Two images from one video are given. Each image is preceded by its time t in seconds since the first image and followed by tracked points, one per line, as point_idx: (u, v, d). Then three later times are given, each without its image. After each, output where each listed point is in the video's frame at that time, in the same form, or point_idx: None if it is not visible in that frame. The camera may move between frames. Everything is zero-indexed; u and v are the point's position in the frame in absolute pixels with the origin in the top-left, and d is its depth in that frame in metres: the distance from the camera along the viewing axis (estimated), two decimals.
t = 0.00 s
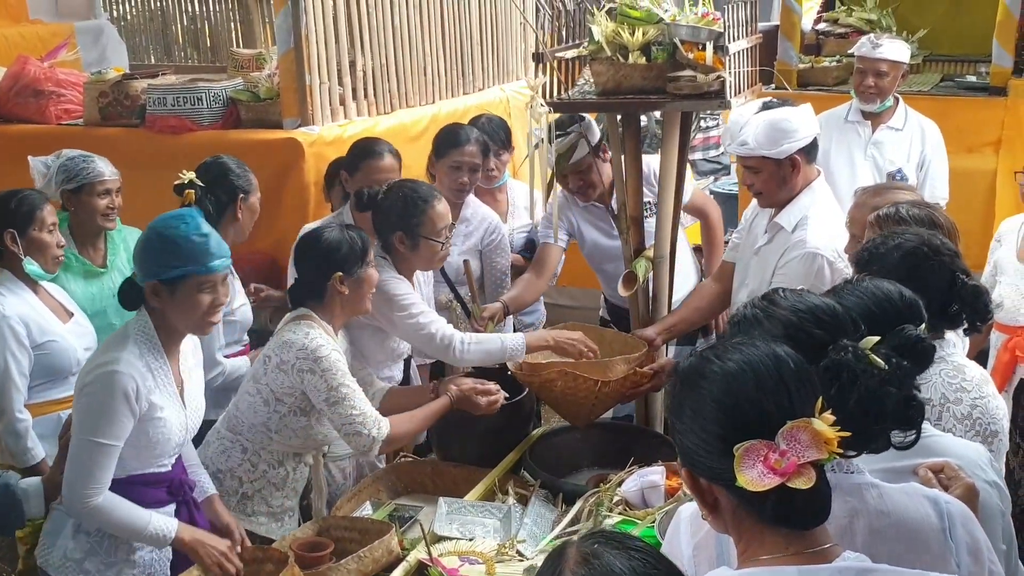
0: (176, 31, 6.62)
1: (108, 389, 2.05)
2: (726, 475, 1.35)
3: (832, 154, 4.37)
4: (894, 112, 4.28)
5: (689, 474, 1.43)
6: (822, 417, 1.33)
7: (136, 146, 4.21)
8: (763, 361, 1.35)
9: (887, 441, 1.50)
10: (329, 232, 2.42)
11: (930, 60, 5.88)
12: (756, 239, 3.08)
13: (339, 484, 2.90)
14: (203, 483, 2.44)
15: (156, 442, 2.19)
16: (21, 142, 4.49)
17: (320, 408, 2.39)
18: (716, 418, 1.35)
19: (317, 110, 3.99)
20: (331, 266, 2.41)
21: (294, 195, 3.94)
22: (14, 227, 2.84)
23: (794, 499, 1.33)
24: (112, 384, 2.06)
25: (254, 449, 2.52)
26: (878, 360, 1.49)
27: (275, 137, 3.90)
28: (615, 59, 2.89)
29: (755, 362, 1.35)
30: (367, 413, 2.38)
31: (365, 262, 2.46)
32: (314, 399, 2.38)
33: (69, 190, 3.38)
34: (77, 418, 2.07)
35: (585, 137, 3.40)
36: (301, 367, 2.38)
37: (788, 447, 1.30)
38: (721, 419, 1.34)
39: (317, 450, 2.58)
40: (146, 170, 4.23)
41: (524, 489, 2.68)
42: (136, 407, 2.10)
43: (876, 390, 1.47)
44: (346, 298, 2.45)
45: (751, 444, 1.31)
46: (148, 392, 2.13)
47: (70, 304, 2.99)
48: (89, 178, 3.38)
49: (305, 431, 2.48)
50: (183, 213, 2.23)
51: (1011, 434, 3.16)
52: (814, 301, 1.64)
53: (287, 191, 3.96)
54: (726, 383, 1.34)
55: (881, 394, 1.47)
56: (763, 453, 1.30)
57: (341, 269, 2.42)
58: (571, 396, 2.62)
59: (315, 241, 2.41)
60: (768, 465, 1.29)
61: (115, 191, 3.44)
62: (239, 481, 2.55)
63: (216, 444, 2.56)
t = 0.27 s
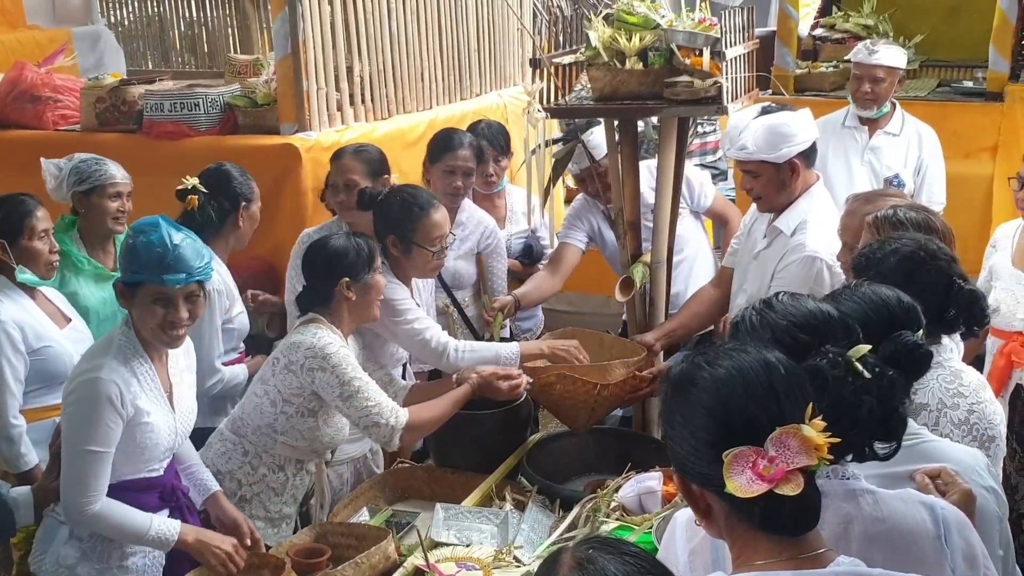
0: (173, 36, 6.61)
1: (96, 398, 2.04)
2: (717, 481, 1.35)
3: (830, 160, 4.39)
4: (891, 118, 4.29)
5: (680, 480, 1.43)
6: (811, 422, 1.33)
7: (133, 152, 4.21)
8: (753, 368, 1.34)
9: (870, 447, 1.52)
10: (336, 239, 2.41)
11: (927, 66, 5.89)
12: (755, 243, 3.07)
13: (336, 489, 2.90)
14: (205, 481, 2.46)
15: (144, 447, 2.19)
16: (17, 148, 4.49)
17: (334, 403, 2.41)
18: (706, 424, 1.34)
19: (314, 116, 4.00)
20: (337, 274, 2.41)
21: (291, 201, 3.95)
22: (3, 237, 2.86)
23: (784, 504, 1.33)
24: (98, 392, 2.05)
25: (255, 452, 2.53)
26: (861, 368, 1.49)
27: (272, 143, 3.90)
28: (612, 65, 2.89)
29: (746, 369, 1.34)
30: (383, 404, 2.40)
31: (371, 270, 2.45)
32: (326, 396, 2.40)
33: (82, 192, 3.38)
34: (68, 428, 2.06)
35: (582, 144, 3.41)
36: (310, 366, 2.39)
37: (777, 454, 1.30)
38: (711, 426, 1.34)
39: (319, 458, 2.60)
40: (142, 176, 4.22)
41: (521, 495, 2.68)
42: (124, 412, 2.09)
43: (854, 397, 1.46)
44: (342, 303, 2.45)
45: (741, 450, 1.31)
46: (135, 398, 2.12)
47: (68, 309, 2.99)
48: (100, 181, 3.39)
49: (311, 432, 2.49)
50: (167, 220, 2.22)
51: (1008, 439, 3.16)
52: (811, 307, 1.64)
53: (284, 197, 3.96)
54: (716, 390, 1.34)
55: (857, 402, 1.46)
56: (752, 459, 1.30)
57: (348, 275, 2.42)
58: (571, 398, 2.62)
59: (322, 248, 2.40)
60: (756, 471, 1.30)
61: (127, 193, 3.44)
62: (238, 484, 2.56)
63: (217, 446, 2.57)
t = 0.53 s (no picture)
0: (172, 42, 6.60)
1: (87, 411, 2.03)
2: (709, 488, 1.35)
3: (829, 166, 4.38)
4: (890, 124, 4.30)
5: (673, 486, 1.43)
6: (800, 432, 1.32)
7: (132, 158, 4.21)
8: (743, 375, 1.34)
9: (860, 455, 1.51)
10: (337, 248, 2.41)
11: (925, 72, 5.90)
12: (755, 248, 3.07)
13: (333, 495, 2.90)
14: (202, 478, 2.46)
15: (137, 459, 2.18)
16: (15, 154, 4.49)
17: (354, 406, 2.41)
18: (697, 431, 1.35)
19: (312, 122, 4.00)
20: (343, 283, 2.41)
21: (289, 207, 3.95)
22: None
23: (776, 509, 1.33)
24: (88, 405, 2.04)
25: (259, 463, 2.54)
26: (849, 376, 1.49)
27: (271, 149, 3.90)
28: (611, 71, 2.88)
29: (735, 377, 1.34)
30: (408, 398, 2.41)
31: (376, 282, 2.46)
32: (345, 400, 2.40)
33: (99, 198, 3.37)
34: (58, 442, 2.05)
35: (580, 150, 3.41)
36: (324, 372, 2.39)
37: (765, 462, 1.30)
38: (701, 435, 1.34)
39: (322, 467, 2.61)
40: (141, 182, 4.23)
41: (519, 501, 2.68)
42: (116, 424, 2.08)
43: (835, 406, 1.46)
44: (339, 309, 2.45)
45: (728, 459, 1.31)
46: (126, 409, 2.11)
47: (67, 314, 2.99)
48: (117, 186, 3.37)
49: (322, 440, 2.51)
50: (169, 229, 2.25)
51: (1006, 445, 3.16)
52: (808, 313, 1.64)
53: (282, 204, 3.96)
54: (705, 398, 1.34)
55: (838, 408, 1.46)
56: (739, 467, 1.31)
57: (353, 285, 2.42)
58: (569, 403, 2.61)
59: (324, 258, 2.40)
60: (743, 480, 1.30)
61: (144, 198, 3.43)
62: (242, 494, 2.57)
63: (221, 456, 2.59)
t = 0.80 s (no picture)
0: (173, 44, 6.60)
1: (81, 420, 2.03)
2: (707, 490, 1.34)
3: (830, 170, 4.38)
4: (891, 128, 4.30)
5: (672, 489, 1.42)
6: (799, 435, 1.32)
7: (132, 160, 4.22)
8: (741, 379, 1.34)
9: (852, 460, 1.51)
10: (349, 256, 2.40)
11: (925, 76, 5.90)
12: (755, 252, 3.07)
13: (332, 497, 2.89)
14: (197, 481, 2.46)
15: (134, 465, 2.18)
16: (16, 156, 4.49)
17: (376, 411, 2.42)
18: (696, 432, 1.35)
19: (313, 125, 4.01)
20: (354, 292, 2.40)
21: (289, 209, 3.95)
22: None
23: (774, 512, 1.32)
24: (82, 414, 2.04)
25: (270, 470, 2.55)
26: (836, 383, 1.49)
27: (271, 151, 3.90)
28: (611, 75, 2.89)
29: (733, 380, 1.34)
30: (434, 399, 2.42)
31: (387, 288, 2.45)
32: (367, 407, 2.41)
33: (115, 202, 3.37)
34: (54, 452, 2.05)
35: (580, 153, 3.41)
36: (344, 381, 2.38)
37: (763, 466, 1.29)
38: (700, 437, 1.34)
39: (329, 473, 2.61)
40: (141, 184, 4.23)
41: (518, 505, 2.67)
42: (111, 431, 2.08)
43: (819, 412, 1.48)
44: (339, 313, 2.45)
45: (726, 461, 1.30)
46: (121, 415, 2.11)
47: (67, 314, 3.00)
48: (134, 190, 3.36)
49: (337, 445, 2.51)
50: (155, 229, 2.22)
51: (1006, 451, 3.15)
52: (803, 317, 1.64)
53: (282, 206, 3.96)
54: (704, 401, 1.34)
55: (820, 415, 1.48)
56: (737, 470, 1.30)
57: (365, 295, 2.41)
58: (569, 405, 2.61)
59: (337, 266, 2.39)
60: (740, 483, 1.30)
61: (160, 202, 3.42)
62: (251, 501, 2.56)
63: (228, 461, 2.57)
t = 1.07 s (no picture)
0: (176, 47, 6.61)
1: (78, 424, 2.03)
2: (709, 493, 1.34)
3: (833, 174, 4.38)
4: (894, 132, 4.29)
5: (676, 492, 1.42)
6: (801, 436, 1.32)
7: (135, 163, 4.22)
8: (744, 381, 1.34)
9: (853, 464, 1.51)
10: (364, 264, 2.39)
11: (928, 80, 5.90)
12: (759, 256, 3.07)
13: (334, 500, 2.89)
14: (197, 483, 2.45)
15: (132, 468, 2.18)
16: (19, 159, 4.50)
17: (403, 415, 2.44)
18: (699, 435, 1.34)
19: (315, 128, 4.01)
20: (371, 304, 2.38)
21: (291, 213, 3.95)
22: None
23: (777, 513, 1.32)
24: (79, 418, 2.03)
25: (283, 475, 2.54)
26: (836, 387, 1.49)
27: (274, 154, 3.91)
28: (614, 78, 2.89)
29: (736, 382, 1.34)
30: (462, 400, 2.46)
31: (404, 297, 2.43)
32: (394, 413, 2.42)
33: (128, 204, 3.37)
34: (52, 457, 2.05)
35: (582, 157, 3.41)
36: (371, 387, 2.39)
37: (766, 468, 1.29)
38: (702, 439, 1.34)
39: (340, 479, 2.62)
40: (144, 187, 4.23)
41: (521, 508, 2.67)
42: (109, 434, 2.08)
43: (819, 416, 1.49)
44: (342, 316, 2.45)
45: (729, 463, 1.30)
46: (118, 419, 2.10)
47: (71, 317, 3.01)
48: (147, 192, 3.36)
49: (354, 451, 2.52)
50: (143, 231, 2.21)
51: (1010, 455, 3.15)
52: (805, 320, 1.64)
53: (285, 210, 3.97)
54: (706, 403, 1.34)
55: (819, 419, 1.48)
56: (740, 472, 1.30)
57: (381, 307, 2.40)
58: (572, 409, 2.60)
59: (354, 277, 2.37)
60: (743, 485, 1.29)
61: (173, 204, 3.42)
62: (262, 506, 2.55)
63: (241, 467, 2.56)
